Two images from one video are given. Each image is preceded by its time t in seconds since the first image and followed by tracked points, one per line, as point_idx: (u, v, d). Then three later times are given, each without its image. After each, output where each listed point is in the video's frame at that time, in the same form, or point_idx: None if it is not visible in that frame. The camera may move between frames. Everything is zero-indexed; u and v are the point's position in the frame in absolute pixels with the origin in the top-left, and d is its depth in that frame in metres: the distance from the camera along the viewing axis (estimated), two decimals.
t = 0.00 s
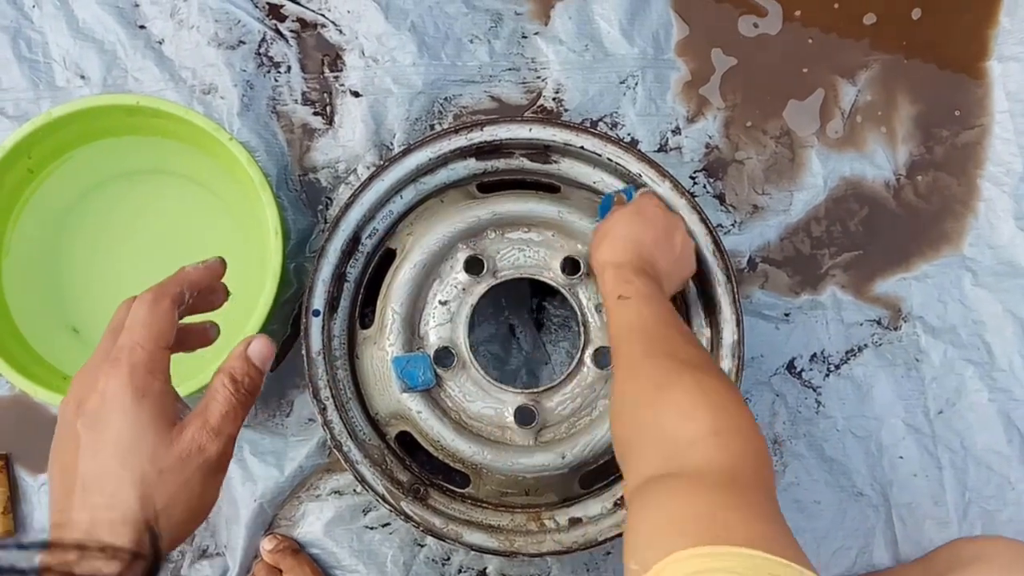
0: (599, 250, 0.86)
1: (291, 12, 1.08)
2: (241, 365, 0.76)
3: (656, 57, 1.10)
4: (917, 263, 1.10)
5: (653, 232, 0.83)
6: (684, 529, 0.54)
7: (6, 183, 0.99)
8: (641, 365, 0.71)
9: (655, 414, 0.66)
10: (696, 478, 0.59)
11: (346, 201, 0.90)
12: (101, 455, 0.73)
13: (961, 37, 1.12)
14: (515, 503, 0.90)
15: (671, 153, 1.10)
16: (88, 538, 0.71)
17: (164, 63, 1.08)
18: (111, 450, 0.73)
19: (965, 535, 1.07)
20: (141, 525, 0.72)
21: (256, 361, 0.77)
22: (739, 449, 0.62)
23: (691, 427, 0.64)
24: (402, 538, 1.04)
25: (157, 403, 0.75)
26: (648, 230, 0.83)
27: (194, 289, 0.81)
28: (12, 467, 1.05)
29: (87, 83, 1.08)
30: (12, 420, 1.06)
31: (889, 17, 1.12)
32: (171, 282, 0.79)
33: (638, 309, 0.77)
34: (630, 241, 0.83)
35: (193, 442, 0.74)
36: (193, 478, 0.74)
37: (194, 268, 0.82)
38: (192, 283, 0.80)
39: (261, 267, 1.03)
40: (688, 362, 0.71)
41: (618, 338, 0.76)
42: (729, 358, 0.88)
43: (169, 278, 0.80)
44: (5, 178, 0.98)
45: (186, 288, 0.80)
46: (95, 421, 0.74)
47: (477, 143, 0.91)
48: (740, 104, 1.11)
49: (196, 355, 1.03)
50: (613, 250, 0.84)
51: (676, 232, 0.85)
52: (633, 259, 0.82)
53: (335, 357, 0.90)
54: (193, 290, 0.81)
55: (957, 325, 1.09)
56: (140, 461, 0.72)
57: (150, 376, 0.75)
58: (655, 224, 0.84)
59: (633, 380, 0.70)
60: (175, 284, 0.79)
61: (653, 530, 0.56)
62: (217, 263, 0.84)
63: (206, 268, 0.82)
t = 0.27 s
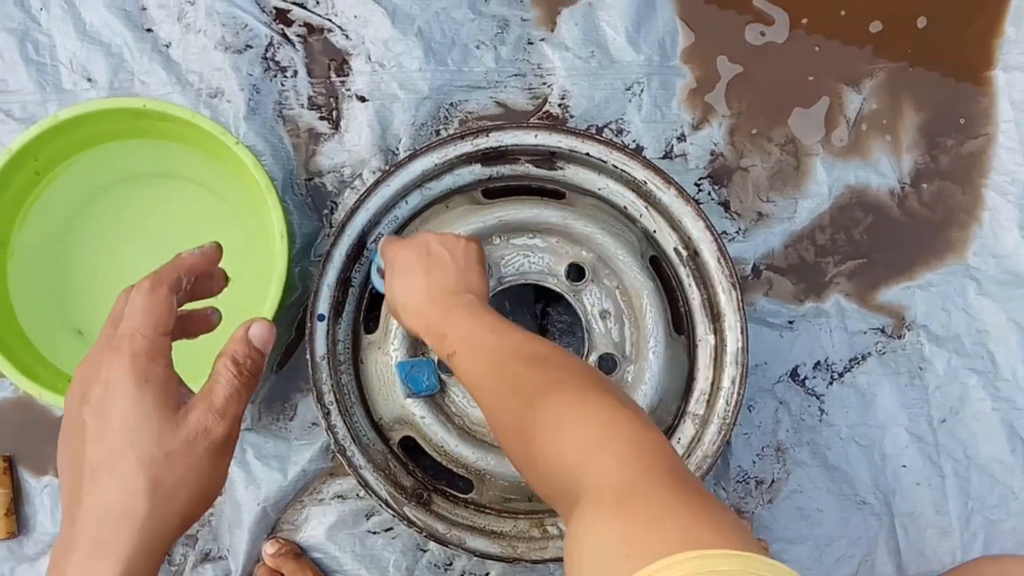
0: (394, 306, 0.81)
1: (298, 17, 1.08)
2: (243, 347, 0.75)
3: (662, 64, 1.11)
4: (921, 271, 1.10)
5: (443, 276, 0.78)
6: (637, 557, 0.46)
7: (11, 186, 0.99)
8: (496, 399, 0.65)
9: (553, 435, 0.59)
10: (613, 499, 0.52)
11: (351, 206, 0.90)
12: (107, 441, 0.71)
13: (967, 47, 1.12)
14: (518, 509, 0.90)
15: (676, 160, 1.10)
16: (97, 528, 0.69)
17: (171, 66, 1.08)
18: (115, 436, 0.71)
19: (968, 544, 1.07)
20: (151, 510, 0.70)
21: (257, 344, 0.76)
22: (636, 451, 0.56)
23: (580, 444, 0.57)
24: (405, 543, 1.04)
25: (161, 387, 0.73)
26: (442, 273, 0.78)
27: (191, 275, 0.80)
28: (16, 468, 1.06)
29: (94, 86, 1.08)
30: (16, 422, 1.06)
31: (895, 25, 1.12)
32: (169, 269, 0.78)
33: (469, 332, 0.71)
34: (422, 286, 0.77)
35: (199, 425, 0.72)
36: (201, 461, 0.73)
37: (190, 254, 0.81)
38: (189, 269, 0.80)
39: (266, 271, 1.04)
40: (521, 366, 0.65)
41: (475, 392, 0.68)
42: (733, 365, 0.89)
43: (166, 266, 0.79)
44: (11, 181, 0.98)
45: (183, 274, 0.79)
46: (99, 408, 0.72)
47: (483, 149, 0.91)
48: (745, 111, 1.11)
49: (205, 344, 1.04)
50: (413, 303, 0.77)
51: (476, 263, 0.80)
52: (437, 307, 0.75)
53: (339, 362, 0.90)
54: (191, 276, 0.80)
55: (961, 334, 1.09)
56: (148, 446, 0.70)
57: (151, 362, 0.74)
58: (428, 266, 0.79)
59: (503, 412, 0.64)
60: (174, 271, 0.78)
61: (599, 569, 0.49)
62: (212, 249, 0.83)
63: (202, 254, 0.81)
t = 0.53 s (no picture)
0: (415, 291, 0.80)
1: (303, 17, 1.08)
2: (243, 352, 0.75)
3: (666, 67, 1.11)
4: (924, 276, 1.10)
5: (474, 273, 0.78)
6: None
7: (14, 185, 0.99)
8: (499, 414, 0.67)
9: (550, 462, 0.61)
10: (616, 524, 0.54)
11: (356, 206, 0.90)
12: (109, 443, 0.71)
13: (971, 52, 1.12)
14: (520, 511, 0.90)
15: (680, 163, 1.10)
16: (99, 527, 0.70)
17: (176, 65, 1.08)
18: (117, 439, 0.71)
19: (968, 549, 1.07)
20: (150, 511, 0.71)
21: (257, 350, 0.76)
22: (635, 477, 0.58)
23: (578, 465, 0.59)
24: (406, 544, 1.04)
25: (162, 390, 0.73)
26: (471, 276, 0.78)
27: (195, 282, 0.80)
28: (17, 466, 1.06)
29: (98, 84, 1.08)
30: (17, 420, 1.06)
31: (900, 30, 1.12)
32: (172, 276, 0.78)
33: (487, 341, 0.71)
34: (452, 286, 0.77)
35: (198, 428, 0.72)
36: (200, 463, 0.73)
37: (195, 262, 0.81)
38: (192, 276, 0.79)
39: (268, 270, 1.03)
40: (524, 390, 0.66)
41: (484, 395, 0.70)
42: (736, 368, 0.88)
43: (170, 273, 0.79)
44: (14, 179, 0.98)
45: (187, 281, 0.79)
46: (102, 411, 0.72)
47: (487, 151, 0.91)
48: (749, 115, 1.11)
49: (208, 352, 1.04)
50: (435, 301, 0.77)
51: (508, 275, 0.79)
52: (456, 309, 0.76)
53: (342, 363, 0.90)
54: (195, 283, 0.79)
55: (963, 339, 1.09)
56: (147, 448, 0.71)
57: (153, 366, 0.74)
58: (468, 274, 0.78)
59: (506, 432, 0.66)
60: (176, 277, 0.78)
61: None
62: (216, 257, 0.83)
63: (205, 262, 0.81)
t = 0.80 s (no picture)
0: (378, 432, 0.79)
1: (305, 20, 1.09)
2: (261, 350, 0.76)
3: (668, 71, 1.11)
4: (925, 280, 1.10)
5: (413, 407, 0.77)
6: None
7: (17, 188, 0.99)
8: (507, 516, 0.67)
9: (584, 557, 0.59)
10: None
11: (358, 210, 0.90)
12: (127, 439, 0.72)
13: (972, 56, 1.12)
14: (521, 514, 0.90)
15: (682, 166, 1.10)
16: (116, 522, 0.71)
17: (179, 68, 1.08)
18: (136, 436, 0.72)
19: (969, 553, 1.07)
20: (168, 507, 0.72)
21: (274, 347, 0.77)
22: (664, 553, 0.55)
23: (607, 552, 0.57)
24: (407, 547, 1.04)
25: (181, 388, 0.74)
26: (409, 411, 0.77)
27: (214, 278, 0.79)
28: (19, 468, 1.06)
29: (101, 87, 1.08)
30: (19, 422, 1.06)
31: (901, 34, 1.13)
32: (191, 270, 0.77)
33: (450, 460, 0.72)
34: (399, 421, 0.77)
35: (216, 427, 0.73)
36: (218, 461, 0.74)
37: (212, 256, 0.79)
38: (211, 270, 0.78)
39: (271, 274, 1.04)
40: (522, 479, 0.67)
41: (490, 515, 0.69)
42: (737, 372, 0.89)
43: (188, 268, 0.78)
44: (18, 181, 0.98)
45: (206, 276, 0.77)
46: (120, 407, 0.73)
47: (489, 155, 0.91)
48: (751, 119, 1.11)
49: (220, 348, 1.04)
50: (392, 440, 0.77)
51: (434, 375, 0.79)
52: (421, 439, 0.75)
53: (344, 366, 0.91)
54: (214, 278, 0.78)
55: (964, 343, 1.09)
56: (167, 446, 0.72)
57: (172, 363, 0.74)
58: (415, 397, 0.77)
59: (527, 534, 0.65)
60: (194, 273, 0.76)
61: None
62: (235, 250, 0.81)
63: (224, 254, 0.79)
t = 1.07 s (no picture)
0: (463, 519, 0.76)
1: (306, 16, 1.08)
2: (236, 361, 0.74)
3: (670, 68, 1.11)
4: (926, 279, 1.10)
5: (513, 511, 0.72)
6: None
7: (17, 182, 0.99)
8: None
9: None
10: None
11: (359, 206, 0.90)
12: (101, 456, 0.73)
13: (974, 54, 1.12)
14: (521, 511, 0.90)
15: (683, 164, 1.10)
16: (91, 540, 0.72)
17: (179, 64, 1.08)
18: (110, 452, 0.72)
19: (968, 552, 1.07)
20: (142, 524, 0.73)
21: (251, 358, 0.74)
22: None
23: None
24: (406, 544, 1.04)
25: (153, 402, 0.74)
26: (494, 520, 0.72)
27: (190, 287, 0.77)
28: (19, 464, 1.06)
29: (101, 82, 1.08)
30: (19, 417, 1.06)
31: (903, 31, 1.12)
32: (166, 281, 0.76)
33: None
34: (500, 536, 0.72)
35: (189, 442, 0.73)
36: (192, 477, 0.73)
37: (187, 265, 0.77)
38: (188, 279, 0.77)
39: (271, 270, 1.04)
40: None
41: None
42: (738, 370, 0.89)
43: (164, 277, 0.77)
44: (18, 176, 0.98)
45: (180, 286, 0.76)
46: (95, 423, 0.73)
47: (490, 151, 0.91)
48: (752, 116, 1.11)
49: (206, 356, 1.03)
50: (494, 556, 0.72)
51: (529, 491, 0.73)
52: (523, 553, 0.71)
53: (344, 362, 0.91)
54: (189, 288, 0.77)
55: (965, 342, 1.09)
56: (139, 463, 0.72)
57: (144, 378, 0.74)
58: (511, 508, 0.72)
59: None
60: (169, 283, 0.76)
61: None
62: (212, 257, 0.79)
63: (201, 263, 0.78)
